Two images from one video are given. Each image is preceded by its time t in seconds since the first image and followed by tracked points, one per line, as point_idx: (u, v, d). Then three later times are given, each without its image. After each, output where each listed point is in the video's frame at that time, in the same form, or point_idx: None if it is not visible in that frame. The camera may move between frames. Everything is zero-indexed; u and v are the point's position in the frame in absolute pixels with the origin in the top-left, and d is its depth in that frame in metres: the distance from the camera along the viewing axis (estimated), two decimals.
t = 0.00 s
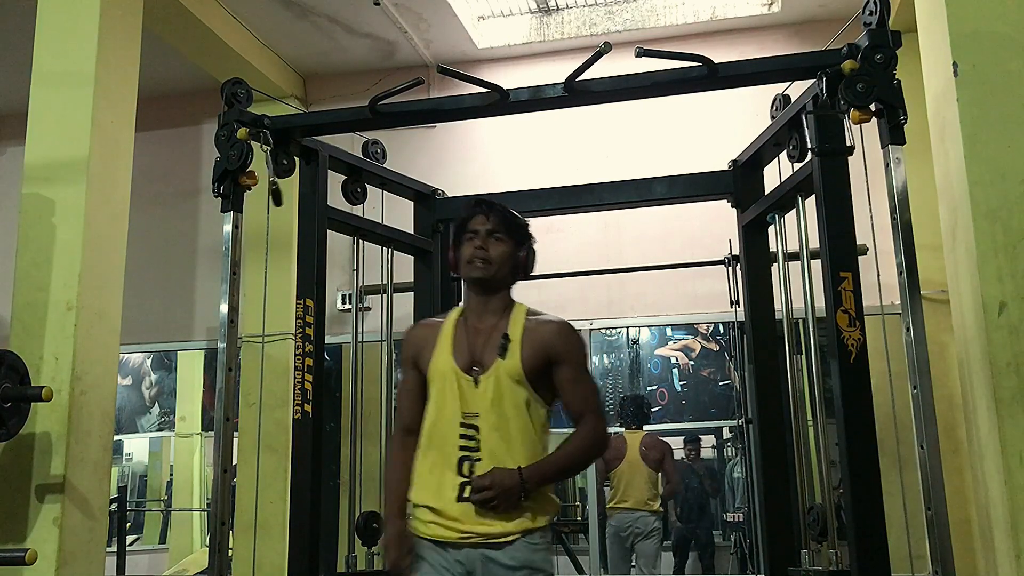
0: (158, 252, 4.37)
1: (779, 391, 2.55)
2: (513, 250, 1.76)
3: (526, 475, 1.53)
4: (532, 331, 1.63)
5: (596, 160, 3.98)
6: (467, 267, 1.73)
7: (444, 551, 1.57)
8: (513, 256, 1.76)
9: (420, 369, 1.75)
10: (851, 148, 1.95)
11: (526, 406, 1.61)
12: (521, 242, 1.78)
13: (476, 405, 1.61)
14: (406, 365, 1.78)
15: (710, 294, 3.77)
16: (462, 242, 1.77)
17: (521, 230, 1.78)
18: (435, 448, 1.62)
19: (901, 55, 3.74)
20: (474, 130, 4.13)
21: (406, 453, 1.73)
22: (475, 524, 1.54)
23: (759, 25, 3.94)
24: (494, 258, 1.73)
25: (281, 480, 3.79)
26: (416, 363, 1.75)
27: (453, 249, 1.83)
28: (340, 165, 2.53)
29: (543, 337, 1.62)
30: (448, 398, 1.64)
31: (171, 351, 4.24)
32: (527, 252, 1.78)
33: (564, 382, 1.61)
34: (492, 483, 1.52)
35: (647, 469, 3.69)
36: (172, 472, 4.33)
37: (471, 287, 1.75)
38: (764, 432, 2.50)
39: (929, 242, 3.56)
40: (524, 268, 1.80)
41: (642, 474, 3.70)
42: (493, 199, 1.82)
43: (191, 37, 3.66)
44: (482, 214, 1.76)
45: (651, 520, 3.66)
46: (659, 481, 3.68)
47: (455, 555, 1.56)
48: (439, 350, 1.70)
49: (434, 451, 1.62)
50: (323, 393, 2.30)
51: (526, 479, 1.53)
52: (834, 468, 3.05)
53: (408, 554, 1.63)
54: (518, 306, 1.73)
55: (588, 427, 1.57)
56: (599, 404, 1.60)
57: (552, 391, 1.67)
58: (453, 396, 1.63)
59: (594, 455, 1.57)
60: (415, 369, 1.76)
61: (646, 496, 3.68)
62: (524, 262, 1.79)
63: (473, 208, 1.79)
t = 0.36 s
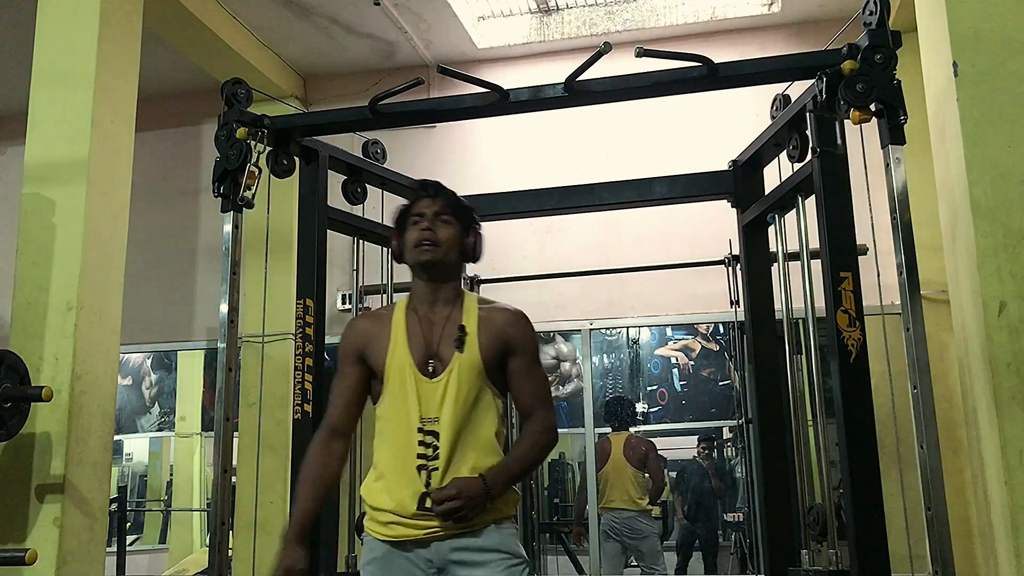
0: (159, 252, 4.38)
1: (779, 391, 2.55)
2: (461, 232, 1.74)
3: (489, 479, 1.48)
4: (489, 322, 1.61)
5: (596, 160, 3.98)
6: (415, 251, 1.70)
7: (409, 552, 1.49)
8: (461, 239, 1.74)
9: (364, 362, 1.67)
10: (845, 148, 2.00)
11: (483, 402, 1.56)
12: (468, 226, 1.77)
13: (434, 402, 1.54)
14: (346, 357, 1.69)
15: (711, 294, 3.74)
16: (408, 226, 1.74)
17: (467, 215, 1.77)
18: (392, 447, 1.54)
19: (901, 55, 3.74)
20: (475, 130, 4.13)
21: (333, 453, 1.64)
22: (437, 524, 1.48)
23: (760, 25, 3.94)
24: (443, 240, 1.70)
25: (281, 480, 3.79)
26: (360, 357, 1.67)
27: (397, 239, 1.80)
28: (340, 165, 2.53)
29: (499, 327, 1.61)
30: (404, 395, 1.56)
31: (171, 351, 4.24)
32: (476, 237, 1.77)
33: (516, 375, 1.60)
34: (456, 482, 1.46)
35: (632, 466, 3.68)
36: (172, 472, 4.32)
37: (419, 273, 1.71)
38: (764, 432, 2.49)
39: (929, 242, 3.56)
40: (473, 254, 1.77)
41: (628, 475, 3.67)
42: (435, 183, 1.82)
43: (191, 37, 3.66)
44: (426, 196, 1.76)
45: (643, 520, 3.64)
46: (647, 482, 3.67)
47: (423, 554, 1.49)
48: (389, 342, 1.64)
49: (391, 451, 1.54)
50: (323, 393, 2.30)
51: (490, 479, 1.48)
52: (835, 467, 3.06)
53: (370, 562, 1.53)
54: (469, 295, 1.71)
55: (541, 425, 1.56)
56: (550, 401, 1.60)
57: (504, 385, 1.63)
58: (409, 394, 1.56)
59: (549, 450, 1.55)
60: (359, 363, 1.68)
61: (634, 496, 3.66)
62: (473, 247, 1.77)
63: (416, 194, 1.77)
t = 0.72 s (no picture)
0: (159, 252, 4.38)
1: (779, 391, 2.55)
2: (450, 220, 1.73)
3: (489, 478, 1.48)
4: (487, 313, 1.61)
5: (596, 161, 3.98)
6: (403, 248, 1.71)
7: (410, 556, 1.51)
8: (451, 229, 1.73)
9: (364, 360, 1.71)
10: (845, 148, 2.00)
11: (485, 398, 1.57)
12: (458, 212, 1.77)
13: (433, 402, 1.55)
14: (345, 357, 1.73)
15: (711, 295, 3.75)
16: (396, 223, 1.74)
17: (455, 202, 1.76)
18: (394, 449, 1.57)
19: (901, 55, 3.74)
20: (475, 130, 4.13)
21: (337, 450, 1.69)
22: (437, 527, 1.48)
23: (760, 25, 3.95)
24: (431, 232, 1.70)
25: (281, 480, 3.79)
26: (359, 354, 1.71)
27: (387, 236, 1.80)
28: (340, 165, 2.53)
29: (499, 320, 1.60)
30: (404, 395, 1.59)
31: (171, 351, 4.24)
32: (467, 222, 1.76)
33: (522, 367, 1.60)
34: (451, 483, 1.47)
35: (637, 465, 3.68)
36: (173, 472, 4.32)
37: (413, 270, 1.72)
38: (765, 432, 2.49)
39: (929, 242, 3.56)
40: (466, 240, 1.76)
41: (635, 474, 3.67)
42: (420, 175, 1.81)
43: (191, 37, 3.66)
44: (410, 190, 1.76)
45: (648, 520, 3.64)
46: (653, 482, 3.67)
47: (422, 559, 1.50)
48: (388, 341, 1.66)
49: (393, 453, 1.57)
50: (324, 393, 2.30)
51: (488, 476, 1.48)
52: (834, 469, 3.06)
53: (372, 565, 1.56)
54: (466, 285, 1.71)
55: (546, 419, 1.56)
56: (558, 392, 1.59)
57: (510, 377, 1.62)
58: (409, 393, 1.58)
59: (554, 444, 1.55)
60: (359, 361, 1.72)
61: (641, 494, 3.66)
62: (465, 233, 1.76)
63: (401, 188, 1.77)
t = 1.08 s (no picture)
0: (159, 252, 4.38)
1: (779, 391, 2.55)
2: (506, 214, 1.68)
3: (477, 451, 1.42)
4: (528, 304, 1.55)
5: (596, 160, 3.98)
6: (456, 234, 1.66)
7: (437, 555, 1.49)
8: (507, 222, 1.68)
9: (407, 344, 1.64)
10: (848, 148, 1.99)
11: (518, 389, 1.52)
12: (515, 207, 1.71)
13: (466, 391, 1.52)
14: (388, 341, 1.67)
15: (711, 294, 3.79)
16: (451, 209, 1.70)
17: (513, 196, 1.71)
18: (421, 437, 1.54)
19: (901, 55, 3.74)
20: (475, 130, 4.13)
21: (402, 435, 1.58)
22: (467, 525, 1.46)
23: (759, 25, 3.95)
24: (484, 222, 1.65)
25: (281, 480, 3.79)
26: (401, 337, 1.64)
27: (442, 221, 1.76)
28: (340, 165, 2.53)
29: (536, 311, 1.53)
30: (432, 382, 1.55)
31: (170, 351, 4.24)
32: (524, 220, 1.70)
33: (553, 363, 1.51)
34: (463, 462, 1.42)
35: (657, 467, 3.62)
36: (172, 472, 4.31)
37: (463, 258, 1.67)
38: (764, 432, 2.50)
39: (929, 241, 3.56)
40: (521, 237, 1.70)
41: (652, 474, 3.63)
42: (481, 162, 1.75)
43: (191, 37, 3.66)
44: (470, 177, 1.71)
45: (662, 518, 3.61)
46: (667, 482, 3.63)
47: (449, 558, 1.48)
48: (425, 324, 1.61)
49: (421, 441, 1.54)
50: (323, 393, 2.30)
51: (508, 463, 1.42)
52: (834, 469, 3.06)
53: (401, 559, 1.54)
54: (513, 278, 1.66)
55: (571, 416, 1.45)
56: (587, 393, 1.48)
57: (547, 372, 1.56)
58: (438, 381, 1.54)
59: (574, 441, 1.45)
60: (402, 345, 1.65)
61: (656, 493, 3.62)
62: (520, 230, 1.70)
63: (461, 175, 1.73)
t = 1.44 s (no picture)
0: (159, 253, 4.38)
1: (779, 391, 2.55)
2: (538, 220, 1.81)
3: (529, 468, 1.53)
4: (556, 328, 1.66)
5: (596, 160, 3.98)
6: (486, 237, 1.78)
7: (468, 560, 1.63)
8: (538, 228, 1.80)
9: (432, 356, 1.77)
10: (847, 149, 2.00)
11: (548, 413, 1.63)
12: (548, 213, 1.83)
13: (495, 412, 1.63)
14: (414, 351, 1.78)
15: (711, 294, 3.79)
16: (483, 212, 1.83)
17: (546, 204, 1.84)
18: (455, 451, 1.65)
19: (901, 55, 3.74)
20: (475, 130, 4.13)
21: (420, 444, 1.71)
22: (499, 534, 1.61)
23: (759, 25, 3.95)
24: (516, 228, 1.78)
25: (281, 480, 3.78)
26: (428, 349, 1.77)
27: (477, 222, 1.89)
28: (340, 165, 2.53)
29: (565, 334, 1.65)
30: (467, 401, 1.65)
31: (170, 351, 4.24)
32: (556, 226, 1.80)
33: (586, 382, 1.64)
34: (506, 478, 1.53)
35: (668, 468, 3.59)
36: (172, 472, 4.31)
37: (491, 261, 1.79)
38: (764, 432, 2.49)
39: (929, 241, 3.56)
40: (551, 245, 1.80)
41: (662, 475, 3.58)
42: (519, 167, 1.88)
43: (191, 37, 3.66)
44: (505, 181, 1.84)
45: (669, 518, 3.56)
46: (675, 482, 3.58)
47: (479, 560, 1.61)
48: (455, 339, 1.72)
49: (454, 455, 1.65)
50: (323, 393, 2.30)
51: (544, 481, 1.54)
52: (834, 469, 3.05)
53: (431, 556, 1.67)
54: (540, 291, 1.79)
55: (606, 434, 1.59)
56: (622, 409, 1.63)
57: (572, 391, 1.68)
58: (472, 400, 1.64)
59: (614, 461, 1.59)
60: (428, 356, 1.78)
61: (664, 491, 3.57)
62: (552, 236, 1.80)
63: (497, 181, 1.85)
